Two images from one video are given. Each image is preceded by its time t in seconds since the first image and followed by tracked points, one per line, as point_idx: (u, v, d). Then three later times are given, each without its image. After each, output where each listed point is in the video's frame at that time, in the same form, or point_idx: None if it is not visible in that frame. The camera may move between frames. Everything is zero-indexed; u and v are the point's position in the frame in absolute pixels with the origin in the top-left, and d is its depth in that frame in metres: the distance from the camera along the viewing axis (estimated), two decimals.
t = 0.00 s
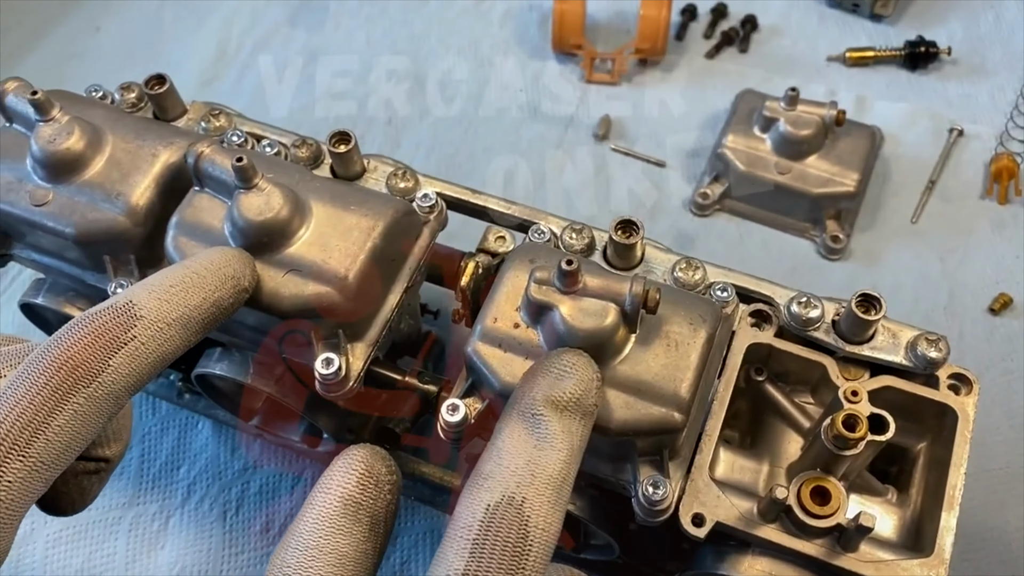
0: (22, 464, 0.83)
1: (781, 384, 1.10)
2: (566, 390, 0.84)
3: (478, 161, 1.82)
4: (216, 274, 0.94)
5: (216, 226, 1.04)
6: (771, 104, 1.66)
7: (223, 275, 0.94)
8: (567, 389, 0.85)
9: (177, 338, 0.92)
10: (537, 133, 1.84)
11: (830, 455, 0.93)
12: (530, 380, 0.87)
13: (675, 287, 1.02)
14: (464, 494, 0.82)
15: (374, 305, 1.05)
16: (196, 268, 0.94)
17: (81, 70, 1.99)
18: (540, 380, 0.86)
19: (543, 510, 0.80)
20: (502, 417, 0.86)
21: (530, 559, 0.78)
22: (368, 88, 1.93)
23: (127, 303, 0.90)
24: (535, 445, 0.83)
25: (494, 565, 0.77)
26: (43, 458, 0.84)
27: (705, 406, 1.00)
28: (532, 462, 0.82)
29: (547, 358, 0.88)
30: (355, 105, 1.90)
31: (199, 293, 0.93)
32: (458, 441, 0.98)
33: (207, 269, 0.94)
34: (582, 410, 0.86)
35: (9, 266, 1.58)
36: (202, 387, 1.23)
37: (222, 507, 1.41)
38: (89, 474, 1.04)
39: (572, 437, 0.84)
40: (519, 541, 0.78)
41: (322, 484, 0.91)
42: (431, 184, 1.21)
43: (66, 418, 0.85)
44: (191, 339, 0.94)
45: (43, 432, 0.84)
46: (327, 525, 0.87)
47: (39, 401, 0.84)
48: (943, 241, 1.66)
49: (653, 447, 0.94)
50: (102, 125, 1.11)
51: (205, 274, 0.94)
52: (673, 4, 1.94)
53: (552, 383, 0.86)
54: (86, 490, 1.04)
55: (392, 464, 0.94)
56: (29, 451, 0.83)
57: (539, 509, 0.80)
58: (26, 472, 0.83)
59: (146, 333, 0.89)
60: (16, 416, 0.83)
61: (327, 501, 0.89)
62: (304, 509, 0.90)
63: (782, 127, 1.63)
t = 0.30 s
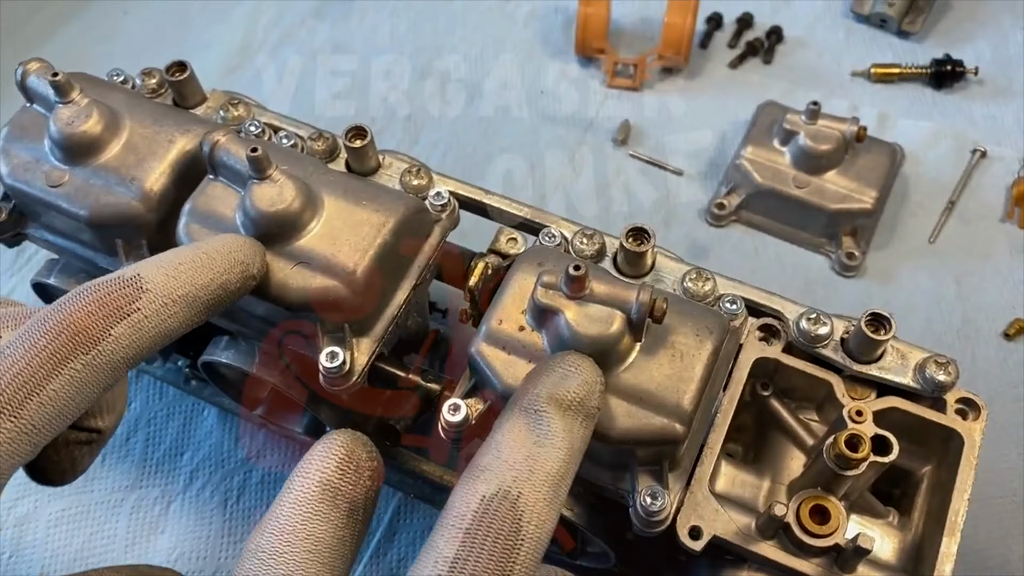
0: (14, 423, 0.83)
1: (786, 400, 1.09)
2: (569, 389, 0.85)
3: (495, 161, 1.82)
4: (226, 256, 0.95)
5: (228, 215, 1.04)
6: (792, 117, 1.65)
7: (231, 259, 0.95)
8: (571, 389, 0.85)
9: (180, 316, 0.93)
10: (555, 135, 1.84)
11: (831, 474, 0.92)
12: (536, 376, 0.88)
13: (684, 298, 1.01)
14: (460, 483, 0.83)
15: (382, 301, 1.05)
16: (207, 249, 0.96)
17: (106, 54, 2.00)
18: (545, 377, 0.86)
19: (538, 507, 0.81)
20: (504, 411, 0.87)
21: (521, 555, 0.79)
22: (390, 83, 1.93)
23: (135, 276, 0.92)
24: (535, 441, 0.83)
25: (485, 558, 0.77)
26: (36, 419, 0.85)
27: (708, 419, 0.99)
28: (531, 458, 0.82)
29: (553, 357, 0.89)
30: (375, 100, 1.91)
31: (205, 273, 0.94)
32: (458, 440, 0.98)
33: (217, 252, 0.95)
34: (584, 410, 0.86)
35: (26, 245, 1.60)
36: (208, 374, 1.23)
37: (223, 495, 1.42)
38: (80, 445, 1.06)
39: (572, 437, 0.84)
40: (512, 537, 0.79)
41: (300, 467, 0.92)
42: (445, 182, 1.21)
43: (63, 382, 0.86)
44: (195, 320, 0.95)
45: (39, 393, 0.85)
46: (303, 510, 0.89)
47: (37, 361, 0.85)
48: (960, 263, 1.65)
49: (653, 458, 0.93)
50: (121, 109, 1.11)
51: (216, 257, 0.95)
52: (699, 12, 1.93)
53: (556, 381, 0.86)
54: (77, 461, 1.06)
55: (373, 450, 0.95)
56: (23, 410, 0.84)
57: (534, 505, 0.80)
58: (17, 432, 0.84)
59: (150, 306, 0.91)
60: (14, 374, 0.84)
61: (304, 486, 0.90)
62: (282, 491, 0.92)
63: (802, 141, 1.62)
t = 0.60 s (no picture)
0: None
1: (788, 416, 1.08)
2: (555, 388, 0.84)
3: (509, 162, 1.81)
4: (215, 233, 0.95)
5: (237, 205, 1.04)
6: (809, 131, 1.63)
7: (221, 234, 0.95)
8: (557, 388, 0.84)
9: (168, 294, 0.93)
10: (571, 139, 1.83)
11: (827, 493, 0.91)
12: (522, 368, 0.87)
13: (688, 308, 1.01)
14: (436, 481, 0.84)
15: (386, 298, 1.05)
16: (194, 226, 0.95)
17: (130, 40, 2.02)
18: (532, 374, 0.85)
19: (508, 516, 0.81)
20: (488, 406, 0.87)
21: (487, 565, 0.80)
22: (409, 80, 1.93)
23: (121, 256, 0.92)
24: (512, 445, 0.83)
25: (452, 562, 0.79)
26: (21, 395, 0.86)
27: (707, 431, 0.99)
28: (505, 466, 0.82)
29: (549, 340, 0.87)
30: (393, 96, 1.91)
31: (193, 251, 0.94)
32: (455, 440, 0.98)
33: (205, 229, 0.95)
34: (568, 410, 0.85)
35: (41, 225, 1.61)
36: (212, 362, 1.23)
37: (223, 483, 1.42)
38: (86, 417, 1.10)
39: (553, 438, 0.84)
40: (480, 541, 0.80)
41: (282, 460, 0.95)
42: (456, 182, 1.21)
43: (48, 359, 0.87)
44: (183, 296, 0.95)
45: (24, 370, 0.85)
46: (281, 502, 0.92)
47: (22, 339, 0.86)
48: (974, 285, 1.63)
49: (649, 467, 0.92)
50: (137, 95, 1.12)
51: (204, 233, 0.95)
52: (722, 21, 1.92)
53: (542, 379, 0.85)
54: (84, 432, 1.10)
55: (354, 445, 0.97)
56: (8, 387, 0.85)
57: (503, 515, 0.81)
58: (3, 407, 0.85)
59: (136, 285, 0.91)
60: None
61: (284, 479, 0.93)
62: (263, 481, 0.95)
63: (819, 155, 1.61)
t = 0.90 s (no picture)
0: (15, 399, 0.87)
1: (781, 428, 1.07)
2: (537, 406, 0.86)
3: (520, 161, 1.81)
4: (225, 238, 0.95)
5: (239, 195, 1.05)
6: (821, 142, 1.62)
7: (230, 241, 0.95)
8: (540, 405, 0.86)
9: (179, 301, 0.95)
10: (582, 140, 1.83)
11: (813, 509, 0.91)
12: (507, 387, 0.89)
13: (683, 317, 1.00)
14: (422, 490, 0.87)
15: (383, 293, 1.06)
16: (206, 232, 0.96)
17: (149, 25, 2.03)
18: (516, 391, 0.88)
19: (488, 526, 0.84)
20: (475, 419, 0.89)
21: (466, 571, 0.83)
22: (423, 75, 1.93)
23: (135, 263, 0.94)
24: (496, 459, 0.86)
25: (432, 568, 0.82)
26: (36, 396, 0.88)
27: (697, 441, 0.98)
28: (487, 478, 0.85)
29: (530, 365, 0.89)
30: (407, 91, 1.91)
31: (204, 259, 0.95)
32: (444, 439, 0.98)
33: (216, 234, 0.96)
34: (551, 426, 0.87)
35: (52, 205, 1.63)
36: (211, 349, 1.24)
37: (219, 468, 1.43)
38: (86, 421, 1.13)
39: (536, 454, 0.87)
40: (460, 550, 0.83)
41: (285, 466, 0.95)
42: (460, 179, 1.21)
43: (63, 363, 0.89)
44: (194, 303, 0.97)
45: (40, 372, 0.88)
46: (282, 508, 0.92)
47: (38, 343, 0.88)
48: (982, 305, 1.61)
49: (636, 475, 0.92)
50: (146, 81, 1.13)
51: (215, 240, 0.96)
52: (739, 29, 1.91)
53: (526, 396, 0.87)
54: (81, 436, 1.13)
55: (355, 454, 0.97)
56: (24, 387, 0.87)
57: (484, 525, 0.84)
58: (18, 407, 0.88)
59: (149, 292, 0.93)
60: (16, 354, 0.87)
61: (286, 485, 0.93)
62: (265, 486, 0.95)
63: (829, 168, 1.59)
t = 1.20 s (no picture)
0: None
1: (777, 444, 1.05)
2: (526, 408, 0.84)
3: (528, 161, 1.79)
4: (217, 223, 0.94)
5: (237, 184, 1.04)
6: (833, 154, 1.59)
7: (222, 227, 0.94)
8: (529, 408, 0.85)
9: (167, 284, 0.95)
10: (593, 143, 1.81)
11: (804, 528, 0.89)
12: (496, 388, 0.87)
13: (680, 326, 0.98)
14: (405, 488, 0.86)
15: (378, 290, 1.04)
16: (199, 216, 0.95)
17: (164, 11, 2.02)
18: (505, 392, 0.86)
19: (470, 528, 0.83)
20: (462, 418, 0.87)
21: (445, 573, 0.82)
22: (436, 71, 1.92)
23: (125, 243, 0.93)
24: (481, 460, 0.85)
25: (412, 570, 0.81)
26: (18, 372, 0.89)
27: (689, 453, 0.96)
28: (472, 480, 0.84)
29: (521, 367, 0.87)
30: (418, 87, 1.90)
31: (194, 243, 0.95)
32: (432, 440, 0.96)
33: (209, 219, 0.95)
34: (539, 429, 0.85)
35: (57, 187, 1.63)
36: (205, 339, 1.23)
37: (211, 459, 1.42)
38: (74, 402, 1.13)
39: (522, 457, 0.85)
40: (441, 553, 0.81)
41: (265, 459, 0.94)
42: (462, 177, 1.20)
43: (46, 340, 0.89)
44: (183, 287, 0.96)
45: (23, 348, 0.88)
46: (261, 502, 0.90)
47: (23, 319, 0.88)
48: (992, 325, 1.58)
49: (625, 485, 0.91)
50: (150, 66, 1.12)
51: (207, 225, 0.95)
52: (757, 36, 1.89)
53: (515, 398, 0.85)
54: (69, 417, 1.13)
55: (338, 448, 0.96)
56: (5, 362, 0.88)
57: (466, 526, 0.83)
58: None
59: (137, 274, 0.93)
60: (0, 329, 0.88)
61: (266, 478, 0.92)
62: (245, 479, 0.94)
63: (841, 181, 1.57)
